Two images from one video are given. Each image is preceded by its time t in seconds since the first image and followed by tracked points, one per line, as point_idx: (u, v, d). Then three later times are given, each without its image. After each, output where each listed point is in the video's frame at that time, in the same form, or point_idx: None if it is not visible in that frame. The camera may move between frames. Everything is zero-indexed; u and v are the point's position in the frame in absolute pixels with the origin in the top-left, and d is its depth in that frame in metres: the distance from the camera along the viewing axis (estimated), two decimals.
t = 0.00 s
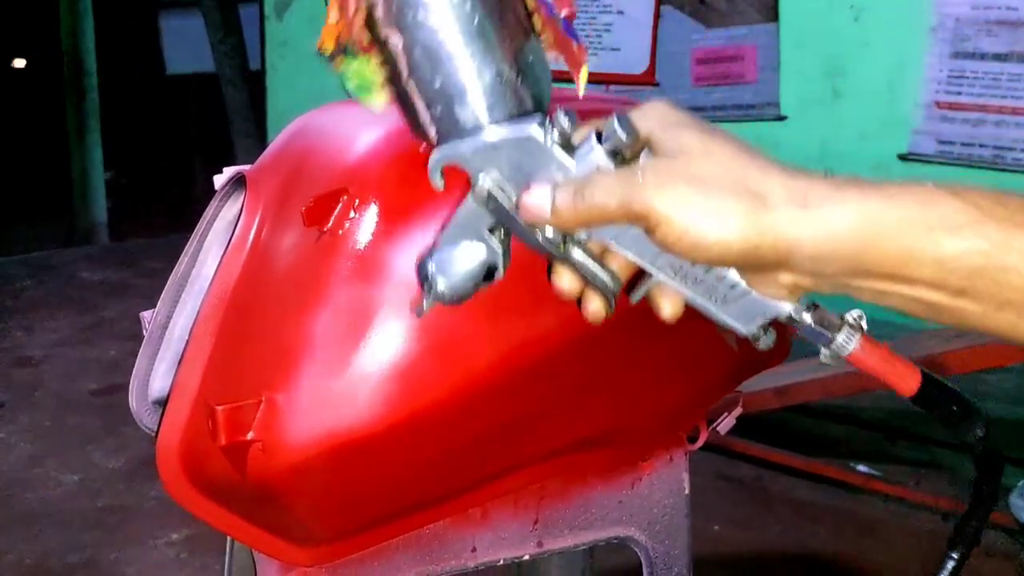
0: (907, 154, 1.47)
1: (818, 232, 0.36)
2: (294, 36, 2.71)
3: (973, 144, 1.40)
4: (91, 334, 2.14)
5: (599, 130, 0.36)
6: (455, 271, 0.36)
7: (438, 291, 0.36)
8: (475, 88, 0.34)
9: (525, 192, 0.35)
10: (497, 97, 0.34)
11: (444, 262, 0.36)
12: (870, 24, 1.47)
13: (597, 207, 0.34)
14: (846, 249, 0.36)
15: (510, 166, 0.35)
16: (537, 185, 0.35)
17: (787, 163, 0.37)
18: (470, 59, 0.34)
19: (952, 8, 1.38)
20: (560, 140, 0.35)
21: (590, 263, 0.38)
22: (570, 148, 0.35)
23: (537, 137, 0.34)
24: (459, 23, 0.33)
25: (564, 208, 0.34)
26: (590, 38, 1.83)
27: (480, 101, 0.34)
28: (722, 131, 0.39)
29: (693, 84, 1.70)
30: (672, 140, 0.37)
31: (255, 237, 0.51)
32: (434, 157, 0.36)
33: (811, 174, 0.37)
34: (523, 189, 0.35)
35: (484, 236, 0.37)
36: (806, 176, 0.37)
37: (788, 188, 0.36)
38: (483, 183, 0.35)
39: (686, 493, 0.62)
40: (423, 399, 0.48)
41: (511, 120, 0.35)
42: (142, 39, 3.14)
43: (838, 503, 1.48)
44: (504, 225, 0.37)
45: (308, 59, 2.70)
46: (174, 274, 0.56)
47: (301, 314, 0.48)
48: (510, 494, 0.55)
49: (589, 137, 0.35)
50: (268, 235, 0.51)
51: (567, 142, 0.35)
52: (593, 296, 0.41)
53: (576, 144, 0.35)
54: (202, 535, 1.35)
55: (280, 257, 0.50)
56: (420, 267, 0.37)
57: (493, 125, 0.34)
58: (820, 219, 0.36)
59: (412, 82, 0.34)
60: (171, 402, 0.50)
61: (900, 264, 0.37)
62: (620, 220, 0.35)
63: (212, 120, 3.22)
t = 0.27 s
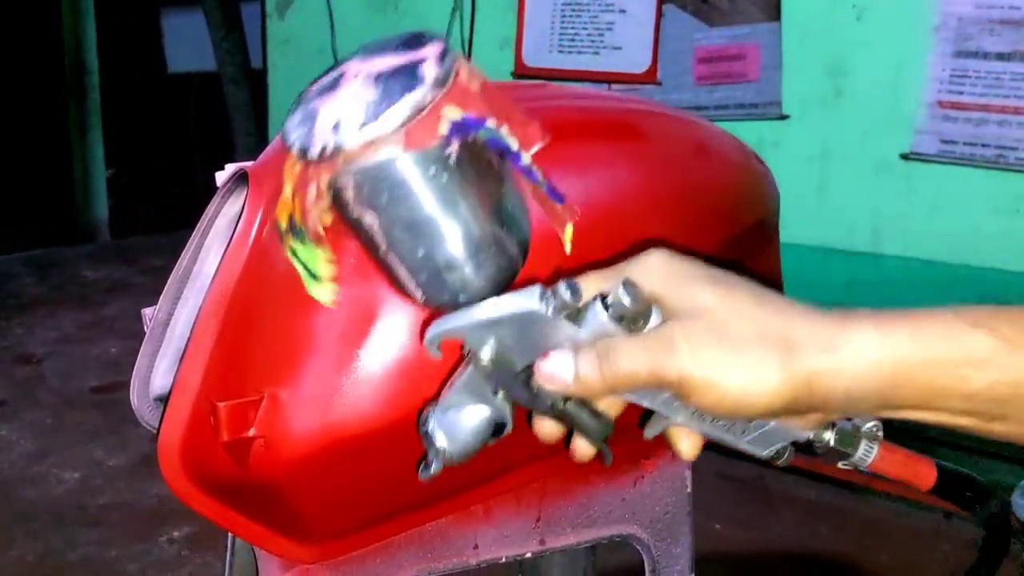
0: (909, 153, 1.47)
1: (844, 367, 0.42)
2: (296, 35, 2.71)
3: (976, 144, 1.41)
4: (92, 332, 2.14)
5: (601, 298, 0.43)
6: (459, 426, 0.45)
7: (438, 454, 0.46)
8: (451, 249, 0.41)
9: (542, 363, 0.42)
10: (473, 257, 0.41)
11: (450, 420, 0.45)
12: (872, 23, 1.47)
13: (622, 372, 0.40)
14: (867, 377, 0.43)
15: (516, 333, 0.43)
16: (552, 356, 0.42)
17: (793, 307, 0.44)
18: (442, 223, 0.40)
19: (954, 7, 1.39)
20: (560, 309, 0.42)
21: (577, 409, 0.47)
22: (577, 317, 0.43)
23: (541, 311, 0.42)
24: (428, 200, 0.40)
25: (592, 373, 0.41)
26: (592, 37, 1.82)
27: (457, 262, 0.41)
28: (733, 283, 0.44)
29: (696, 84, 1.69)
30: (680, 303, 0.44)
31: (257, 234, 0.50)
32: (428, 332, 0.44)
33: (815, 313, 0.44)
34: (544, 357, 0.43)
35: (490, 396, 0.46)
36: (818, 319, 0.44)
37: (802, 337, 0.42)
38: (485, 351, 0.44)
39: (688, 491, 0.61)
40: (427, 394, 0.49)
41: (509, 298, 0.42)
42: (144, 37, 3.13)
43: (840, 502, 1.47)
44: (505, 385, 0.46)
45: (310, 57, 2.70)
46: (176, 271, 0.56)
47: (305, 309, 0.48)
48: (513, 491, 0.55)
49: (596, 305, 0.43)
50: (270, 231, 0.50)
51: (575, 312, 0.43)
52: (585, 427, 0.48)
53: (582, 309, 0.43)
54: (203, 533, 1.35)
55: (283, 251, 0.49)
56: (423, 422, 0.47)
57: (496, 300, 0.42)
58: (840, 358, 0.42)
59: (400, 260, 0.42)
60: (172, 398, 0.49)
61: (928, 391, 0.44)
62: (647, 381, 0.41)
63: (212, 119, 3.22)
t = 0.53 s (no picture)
0: (910, 152, 1.47)
1: (796, 317, 0.34)
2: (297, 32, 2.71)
3: (977, 142, 1.39)
4: (92, 328, 2.14)
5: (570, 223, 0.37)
6: (430, 336, 0.40)
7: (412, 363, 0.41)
8: (425, 174, 0.35)
9: (501, 281, 0.37)
10: (449, 180, 0.36)
11: (416, 334, 0.40)
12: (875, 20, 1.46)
13: (573, 303, 0.35)
14: (828, 330, 0.35)
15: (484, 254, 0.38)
16: (512, 277, 0.37)
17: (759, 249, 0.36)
18: (419, 146, 0.35)
19: (957, 5, 1.38)
20: (530, 237, 0.36)
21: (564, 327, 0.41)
22: (545, 242, 0.37)
23: (508, 238, 0.36)
24: (406, 120, 0.34)
25: (544, 299, 0.36)
26: (593, 35, 1.83)
27: (438, 186, 0.36)
28: (701, 222, 0.37)
29: (698, 81, 1.70)
30: (645, 231, 0.36)
31: (256, 230, 0.50)
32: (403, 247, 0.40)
33: (785, 258, 0.36)
34: (502, 277, 0.37)
35: (458, 312, 0.40)
36: (779, 264, 0.35)
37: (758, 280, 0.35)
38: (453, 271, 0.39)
39: (689, 484, 0.62)
40: (426, 388, 0.48)
41: (483, 219, 0.37)
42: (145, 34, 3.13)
43: (839, 499, 1.47)
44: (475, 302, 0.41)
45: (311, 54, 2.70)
46: (176, 263, 0.56)
47: (305, 301, 0.48)
48: (515, 483, 0.55)
49: (562, 233, 0.37)
50: (270, 226, 0.50)
51: (543, 239, 0.37)
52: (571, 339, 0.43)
53: (551, 238, 0.37)
54: (203, 528, 1.35)
55: (286, 245, 0.49)
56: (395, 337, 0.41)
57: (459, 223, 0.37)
58: (795, 306, 0.34)
59: (372, 171, 0.36)
60: (172, 389, 0.48)
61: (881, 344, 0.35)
62: (602, 317, 0.35)
63: (212, 118, 3.25)
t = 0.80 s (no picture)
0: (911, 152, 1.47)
1: (831, 195, 0.33)
2: (298, 31, 2.71)
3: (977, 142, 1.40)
4: (93, 327, 2.14)
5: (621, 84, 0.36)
6: (473, 191, 0.38)
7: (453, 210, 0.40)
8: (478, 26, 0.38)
9: (548, 135, 0.34)
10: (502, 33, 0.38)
11: (464, 182, 0.39)
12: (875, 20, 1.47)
13: (618, 164, 0.33)
14: (857, 213, 0.34)
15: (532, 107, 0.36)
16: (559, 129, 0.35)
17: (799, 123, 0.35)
18: None
19: (958, 4, 1.38)
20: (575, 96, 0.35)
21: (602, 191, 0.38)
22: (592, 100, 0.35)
23: (557, 90, 0.35)
24: None
25: (587, 155, 0.33)
26: (594, 34, 1.82)
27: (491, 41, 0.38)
28: (747, 92, 0.35)
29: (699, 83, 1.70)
30: (693, 95, 0.35)
31: (256, 229, 0.50)
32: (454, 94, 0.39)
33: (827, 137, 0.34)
34: (549, 131, 0.34)
35: (503, 165, 0.38)
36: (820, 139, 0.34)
37: (798, 154, 0.33)
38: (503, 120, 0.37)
39: (689, 483, 0.62)
40: (427, 385, 0.48)
41: (534, 73, 0.36)
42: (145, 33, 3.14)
43: (840, 500, 1.47)
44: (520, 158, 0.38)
45: (311, 54, 2.71)
46: (176, 262, 0.56)
47: (305, 300, 0.48)
48: (515, 481, 0.55)
49: (612, 97, 0.36)
50: (269, 225, 0.50)
51: (589, 93, 0.36)
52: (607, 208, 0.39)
53: (600, 95, 0.36)
54: (203, 527, 1.35)
55: (285, 243, 0.50)
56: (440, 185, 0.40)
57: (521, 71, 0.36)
58: (831, 186, 0.33)
59: (433, 18, 0.39)
60: (172, 390, 0.49)
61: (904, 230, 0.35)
62: (641, 180, 0.33)
63: (212, 117, 3.19)
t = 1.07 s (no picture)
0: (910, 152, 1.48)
1: (893, 100, 0.33)
2: (298, 32, 2.72)
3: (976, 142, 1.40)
4: (93, 326, 2.15)
5: None
6: (549, 57, 0.42)
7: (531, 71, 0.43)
8: None
9: (630, 10, 0.35)
10: None
11: (539, 44, 0.42)
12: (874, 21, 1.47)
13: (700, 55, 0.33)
14: (918, 121, 0.34)
15: None
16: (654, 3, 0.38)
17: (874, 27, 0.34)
18: None
19: (957, 5, 1.39)
20: None
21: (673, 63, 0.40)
22: None
23: None
24: None
25: (666, 37, 0.34)
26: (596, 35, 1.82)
27: None
28: None
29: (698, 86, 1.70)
30: None
31: (257, 229, 0.52)
32: None
33: (895, 43, 0.34)
34: (633, 7, 0.36)
35: (585, 34, 0.42)
36: (887, 43, 0.34)
37: (869, 59, 0.33)
38: None
39: (687, 484, 0.62)
40: (425, 385, 0.48)
41: None
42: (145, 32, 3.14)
43: (839, 500, 1.47)
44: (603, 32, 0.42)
45: (311, 53, 2.71)
46: (175, 263, 0.56)
47: (303, 301, 0.48)
48: (513, 482, 0.55)
49: None
50: (269, 226, 0.51)
51: None
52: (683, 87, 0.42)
53: None
54: (202, 526, 1.35)
55: (284, 245, 0.50)
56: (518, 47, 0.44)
57: None
58: (892, 92, 0.33)
59: None
60: (172, 387, 0.51)
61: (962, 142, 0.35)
62: (713, 65, 0.34)
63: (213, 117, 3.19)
